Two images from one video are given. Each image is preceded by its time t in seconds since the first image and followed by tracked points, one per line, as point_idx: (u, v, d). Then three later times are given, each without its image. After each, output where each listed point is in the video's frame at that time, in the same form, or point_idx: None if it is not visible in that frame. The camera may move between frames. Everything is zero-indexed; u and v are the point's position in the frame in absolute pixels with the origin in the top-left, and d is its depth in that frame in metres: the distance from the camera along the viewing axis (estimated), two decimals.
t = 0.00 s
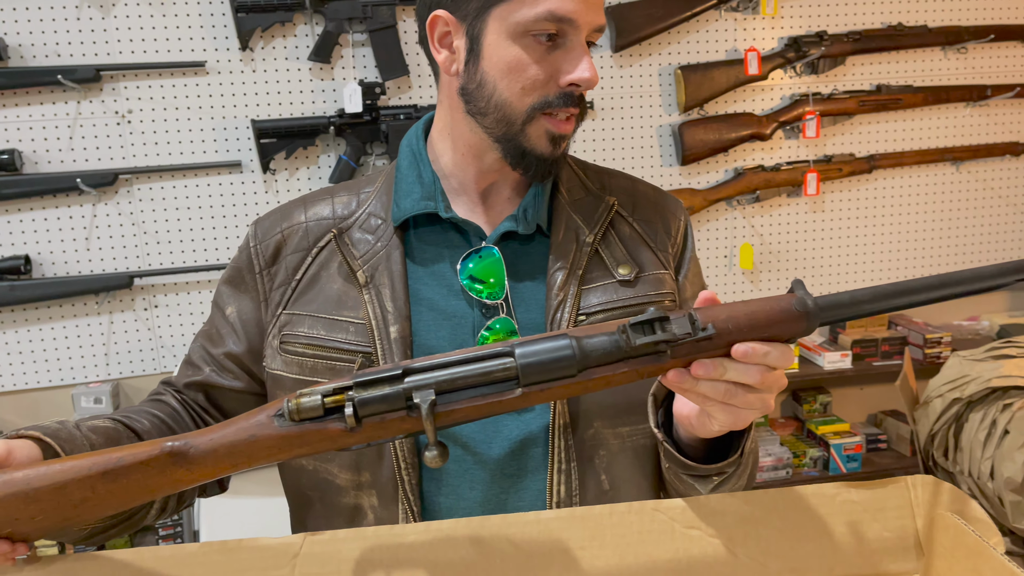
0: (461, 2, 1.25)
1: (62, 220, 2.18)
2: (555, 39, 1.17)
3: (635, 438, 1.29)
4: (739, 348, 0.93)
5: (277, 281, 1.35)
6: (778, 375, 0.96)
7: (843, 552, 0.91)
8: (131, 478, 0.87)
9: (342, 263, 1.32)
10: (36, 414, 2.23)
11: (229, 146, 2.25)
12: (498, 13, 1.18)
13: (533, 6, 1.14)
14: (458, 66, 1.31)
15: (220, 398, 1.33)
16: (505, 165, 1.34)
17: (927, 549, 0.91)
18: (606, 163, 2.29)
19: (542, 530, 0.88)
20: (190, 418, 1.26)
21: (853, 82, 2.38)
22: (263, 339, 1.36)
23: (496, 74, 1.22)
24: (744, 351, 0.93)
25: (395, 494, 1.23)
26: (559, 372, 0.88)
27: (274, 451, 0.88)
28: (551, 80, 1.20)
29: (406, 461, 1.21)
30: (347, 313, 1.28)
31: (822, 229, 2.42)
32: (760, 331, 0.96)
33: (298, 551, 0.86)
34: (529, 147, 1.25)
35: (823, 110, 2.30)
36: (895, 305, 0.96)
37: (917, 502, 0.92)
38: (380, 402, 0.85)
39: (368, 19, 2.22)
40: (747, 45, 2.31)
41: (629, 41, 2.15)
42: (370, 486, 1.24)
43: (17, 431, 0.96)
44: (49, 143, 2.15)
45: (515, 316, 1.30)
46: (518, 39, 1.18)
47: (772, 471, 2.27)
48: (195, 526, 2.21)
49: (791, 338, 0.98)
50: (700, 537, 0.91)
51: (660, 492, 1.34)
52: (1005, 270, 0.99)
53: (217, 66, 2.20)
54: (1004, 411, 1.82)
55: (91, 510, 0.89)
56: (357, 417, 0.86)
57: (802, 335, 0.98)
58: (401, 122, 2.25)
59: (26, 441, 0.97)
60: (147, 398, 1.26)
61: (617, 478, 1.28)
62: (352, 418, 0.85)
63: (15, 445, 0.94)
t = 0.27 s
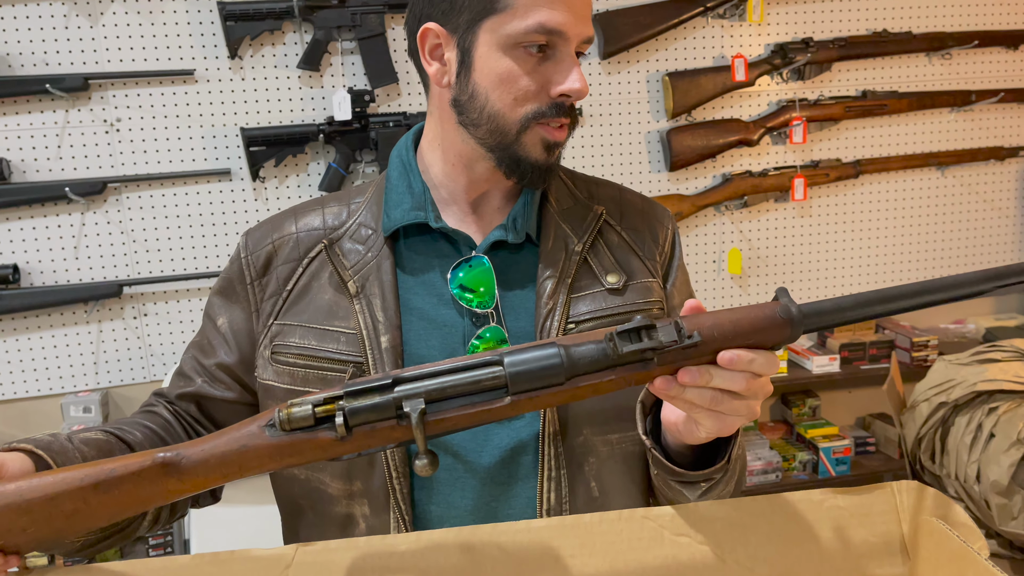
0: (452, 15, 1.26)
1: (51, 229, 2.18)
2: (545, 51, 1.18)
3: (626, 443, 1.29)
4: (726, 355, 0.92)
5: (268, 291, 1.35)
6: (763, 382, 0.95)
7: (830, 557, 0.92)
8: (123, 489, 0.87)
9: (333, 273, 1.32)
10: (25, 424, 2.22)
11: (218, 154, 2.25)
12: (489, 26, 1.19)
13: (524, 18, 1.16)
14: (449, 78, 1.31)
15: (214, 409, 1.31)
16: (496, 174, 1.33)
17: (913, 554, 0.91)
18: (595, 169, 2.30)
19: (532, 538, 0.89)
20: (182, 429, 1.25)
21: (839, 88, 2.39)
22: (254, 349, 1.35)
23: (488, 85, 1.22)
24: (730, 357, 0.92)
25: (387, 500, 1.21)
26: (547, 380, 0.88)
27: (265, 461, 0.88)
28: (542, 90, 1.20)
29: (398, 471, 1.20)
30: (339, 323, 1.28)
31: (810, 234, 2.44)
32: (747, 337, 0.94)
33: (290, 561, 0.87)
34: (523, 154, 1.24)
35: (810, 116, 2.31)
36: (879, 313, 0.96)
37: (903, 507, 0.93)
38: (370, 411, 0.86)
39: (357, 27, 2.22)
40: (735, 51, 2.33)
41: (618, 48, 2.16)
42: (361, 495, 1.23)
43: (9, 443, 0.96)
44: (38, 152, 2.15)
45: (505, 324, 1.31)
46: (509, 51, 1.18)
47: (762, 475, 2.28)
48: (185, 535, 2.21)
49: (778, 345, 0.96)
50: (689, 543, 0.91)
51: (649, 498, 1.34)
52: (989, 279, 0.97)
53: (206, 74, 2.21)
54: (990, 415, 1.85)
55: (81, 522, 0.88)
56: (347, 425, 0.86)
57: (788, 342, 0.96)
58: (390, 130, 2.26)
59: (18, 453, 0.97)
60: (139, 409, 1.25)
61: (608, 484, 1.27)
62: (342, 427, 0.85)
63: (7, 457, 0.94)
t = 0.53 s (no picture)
0: (441, 29, 1.27)
1: (42, 239, 2.18)
2: (533, 65, 1.20)
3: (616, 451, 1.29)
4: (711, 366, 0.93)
5: (261, 303, 1.34)
6: (749, 394, 0.96)
7: (817, 564, 0.93)
8: (118, 499, 0.88)
9: (325, 285, 1.32)
10: (15, 435, 2.22)
11: (210, 164, 2.26)
12: (478, 41, 1.20)
13: (512, 33, 1.17)
14: (439, 92, 1.32)
15: (208, 421, 1.31)
16: (486, 189, 1.34)
17: (899, 557, 0.92)
18: (585, 178, 2.32)
19: (523, 545, 0.91)
20: (176, 440, 1.24)
21: (826, 96, 2.42)
22: (247, 361, 1.34)
23: (477, 100, 1.23)
24: (717, 371, 0.93)
25: (380, 511, 1.21)
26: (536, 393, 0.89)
27: (259, 471, 0.89)
28: (530, 104, 1.21)
29: (391, 482, 1.19)
30: (331, 334, 1.28)
31: (798, 240, 2.46)
32: (733, 350, 0.94)
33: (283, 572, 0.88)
34: (509, 170, 1.26)
35: (797, 124, 2.34)
36: (861, 326, 0.96)
37: (888, 513, 0.95)
38: (363, 422, 0.87)
39: (348, 38, 2.23)
40: (722, 60, 2.36)
41: (607, 57, 2.18)
42: (354, 505, 1.23)
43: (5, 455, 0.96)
44: (29, 163, 2.15)
45: (496, 334, 1.31)
46: (497, 66, 1.20)
47: (753, 480, 2.29)
48: (177, 546, 2.21)
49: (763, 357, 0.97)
50: (678, 550, 0.93)
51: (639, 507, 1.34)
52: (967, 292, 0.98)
53: (197, 85, 2.22)
54: (976, 420, 1.87)
55: (77, 531, 0.89)
56: (340, 436, 0.87)
57: (774, 354, 0.97)
58: (381, 139, 2.26)
59: (15, 465, 0.97)
60: (132, 421, 1.24)
61: (601, 493, 1.27)
62: (335, 438, 0.86)
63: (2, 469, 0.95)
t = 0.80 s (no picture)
0: (430, 44, 1.28)
1: (36, 249, 2.18)
2: (520, 79, 1.21)
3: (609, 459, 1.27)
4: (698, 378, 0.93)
5: (254, 314, 1.34)
6: (736, 407, 0.96)
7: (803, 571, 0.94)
8: (112, 507, 0.88)
9: (317, 297, 1.32)
10: (8, 445, 2.22)
11: (203, 174, 2.27)
12: (465, 55, 1.22)
13: (499, 48, 1.19)
14: (428, 106, 1.33)
15: (204, 433, 1.31)
16: (477, 201, 1.36)
17: (886, 566, 0.93)
18: (577, 186, 2.34)
19: (515, 553, 0.92)
20: (173, 451, 1.25)
21: (816, 104, 2.44)
22: (242, 371, 1.35)
23: (465, 113, 1.24)
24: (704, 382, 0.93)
25: (371, 521, 1.21)
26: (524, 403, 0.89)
27: (252, 479, 0.89)
28: (518, 117, 1.22)
29: (382, 489, 1.20)
30: (323, 345, 1.28)
31: (789, 247, 2.48)
32: (719, 361, 0.95)
33: None
34: (500, 181, 1.26)
35: (788, 131, 2.36)
36: (848, 338, 0.97)
37: (875, 518, 0.96)
38: (353, 429, 0.87)
39: (341, 48, 2.24)
40: (713, 68, 2.38)
41: (598, 66, 2.20)
42: (347, 514, 1.21)
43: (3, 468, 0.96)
44: (22, 174, 2.16)
45: (486, 344, 1.32)
46: (484, 80, 1.21)
47: (746, 485, 2.30)
48: (172, 556, 2.21)
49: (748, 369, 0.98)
50: (668, 557, 0.94)
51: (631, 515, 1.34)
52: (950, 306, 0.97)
53: (191, 95, 2.23)
54: (963, 424, 1.90)
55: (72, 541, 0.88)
56: (331, 442, 0.87)
57: (760, 366, 0.97)
58: (374, 148, 2.28)
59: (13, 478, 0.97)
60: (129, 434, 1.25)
61: (593, 503, 1.26)
62: (326, 445, 0.87)
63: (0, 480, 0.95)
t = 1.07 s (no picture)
0: (422, 56, 1.30)
1: (31, 260, 2.19)
2: (512, 90, 1.22)
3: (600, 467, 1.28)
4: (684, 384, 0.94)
5: (249, 325, 1.34)
6: (722, 417, 0.97)
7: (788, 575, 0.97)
8: (106, 511, 0.88)
9: (311, 308, 1.32)
10: (4, 456, 2.22)
11: (199, 183, 2.28)
12: (457, 68, 1.23)
13: (491, 60, 1.20)
14: (420, 117, 1.35)
15: (200, 444, 1.32)
16: (470, 210, 1.35)
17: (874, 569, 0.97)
18: (572, 194, 2.35)
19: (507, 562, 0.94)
20: (170, 464, 1.25)
21: (808, 111, 2.46)
22: (237, 382, 1.35)
23: (458, 125, 1.25)
24: (693, 389, 0.93)
25: (366, 528, 1.20)
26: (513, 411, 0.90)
27: (244, 483, 0.89)
28: (511, 129, 1.24)
29: (377, 500, 1.19)
30: (317, 356, 1.28)
31: (782, 254, 2.49)
32: (704, 369, 0.96)
33: None
34: (495, 191, 1.26)
35: (780, 138, 2.38)
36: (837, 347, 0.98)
37: (865, 524, 0.99)
38: (344, 430, 0.88)
39: (335, 58, 2.26)
40: (705, 76, 2.39)
41: (592, 75, 2.21)
42: (342, 524, 1.21)
43: None
44: (18, 185, 2.17)
45: (480, 354, 1.31)
46: (476, 92, 1.22)
47: (741, 491, 2.31)
48: (168, 565, 2.21)
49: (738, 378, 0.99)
50: (657, 564, 0.96)
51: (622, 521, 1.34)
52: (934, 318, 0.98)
53: (186, 105, 2.24)
54: (955, 430, 1.91)
55: (67, 545, 0.88)
56: (321, 443, 0.88)
57: (746, 374, 0.98)
58: (369, 157, 2.29)
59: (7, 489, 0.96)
60: (127, 446, 1.26)
61: (586, 511, 1.27)
62: (316, 445, 0.87)
63: None
